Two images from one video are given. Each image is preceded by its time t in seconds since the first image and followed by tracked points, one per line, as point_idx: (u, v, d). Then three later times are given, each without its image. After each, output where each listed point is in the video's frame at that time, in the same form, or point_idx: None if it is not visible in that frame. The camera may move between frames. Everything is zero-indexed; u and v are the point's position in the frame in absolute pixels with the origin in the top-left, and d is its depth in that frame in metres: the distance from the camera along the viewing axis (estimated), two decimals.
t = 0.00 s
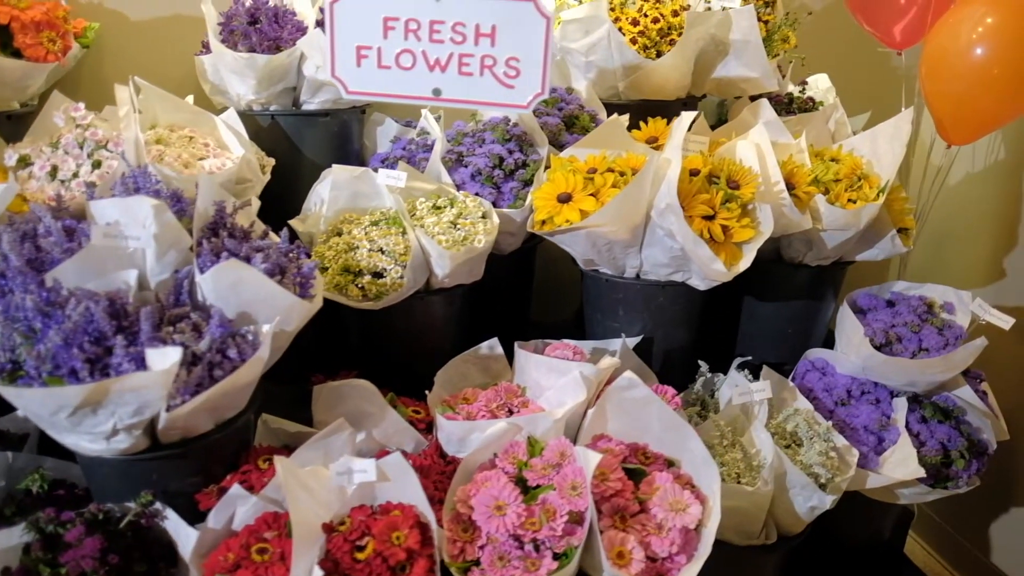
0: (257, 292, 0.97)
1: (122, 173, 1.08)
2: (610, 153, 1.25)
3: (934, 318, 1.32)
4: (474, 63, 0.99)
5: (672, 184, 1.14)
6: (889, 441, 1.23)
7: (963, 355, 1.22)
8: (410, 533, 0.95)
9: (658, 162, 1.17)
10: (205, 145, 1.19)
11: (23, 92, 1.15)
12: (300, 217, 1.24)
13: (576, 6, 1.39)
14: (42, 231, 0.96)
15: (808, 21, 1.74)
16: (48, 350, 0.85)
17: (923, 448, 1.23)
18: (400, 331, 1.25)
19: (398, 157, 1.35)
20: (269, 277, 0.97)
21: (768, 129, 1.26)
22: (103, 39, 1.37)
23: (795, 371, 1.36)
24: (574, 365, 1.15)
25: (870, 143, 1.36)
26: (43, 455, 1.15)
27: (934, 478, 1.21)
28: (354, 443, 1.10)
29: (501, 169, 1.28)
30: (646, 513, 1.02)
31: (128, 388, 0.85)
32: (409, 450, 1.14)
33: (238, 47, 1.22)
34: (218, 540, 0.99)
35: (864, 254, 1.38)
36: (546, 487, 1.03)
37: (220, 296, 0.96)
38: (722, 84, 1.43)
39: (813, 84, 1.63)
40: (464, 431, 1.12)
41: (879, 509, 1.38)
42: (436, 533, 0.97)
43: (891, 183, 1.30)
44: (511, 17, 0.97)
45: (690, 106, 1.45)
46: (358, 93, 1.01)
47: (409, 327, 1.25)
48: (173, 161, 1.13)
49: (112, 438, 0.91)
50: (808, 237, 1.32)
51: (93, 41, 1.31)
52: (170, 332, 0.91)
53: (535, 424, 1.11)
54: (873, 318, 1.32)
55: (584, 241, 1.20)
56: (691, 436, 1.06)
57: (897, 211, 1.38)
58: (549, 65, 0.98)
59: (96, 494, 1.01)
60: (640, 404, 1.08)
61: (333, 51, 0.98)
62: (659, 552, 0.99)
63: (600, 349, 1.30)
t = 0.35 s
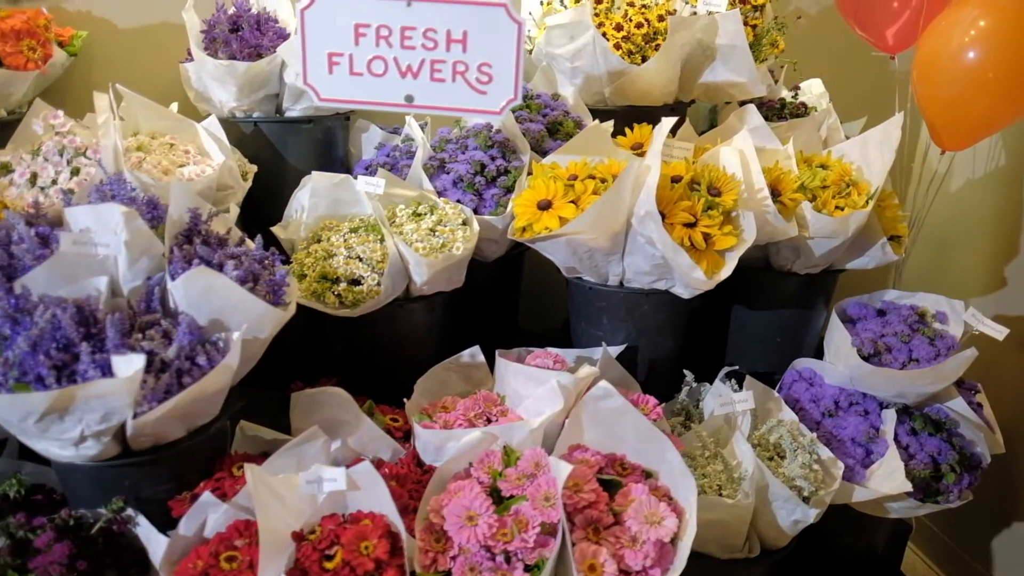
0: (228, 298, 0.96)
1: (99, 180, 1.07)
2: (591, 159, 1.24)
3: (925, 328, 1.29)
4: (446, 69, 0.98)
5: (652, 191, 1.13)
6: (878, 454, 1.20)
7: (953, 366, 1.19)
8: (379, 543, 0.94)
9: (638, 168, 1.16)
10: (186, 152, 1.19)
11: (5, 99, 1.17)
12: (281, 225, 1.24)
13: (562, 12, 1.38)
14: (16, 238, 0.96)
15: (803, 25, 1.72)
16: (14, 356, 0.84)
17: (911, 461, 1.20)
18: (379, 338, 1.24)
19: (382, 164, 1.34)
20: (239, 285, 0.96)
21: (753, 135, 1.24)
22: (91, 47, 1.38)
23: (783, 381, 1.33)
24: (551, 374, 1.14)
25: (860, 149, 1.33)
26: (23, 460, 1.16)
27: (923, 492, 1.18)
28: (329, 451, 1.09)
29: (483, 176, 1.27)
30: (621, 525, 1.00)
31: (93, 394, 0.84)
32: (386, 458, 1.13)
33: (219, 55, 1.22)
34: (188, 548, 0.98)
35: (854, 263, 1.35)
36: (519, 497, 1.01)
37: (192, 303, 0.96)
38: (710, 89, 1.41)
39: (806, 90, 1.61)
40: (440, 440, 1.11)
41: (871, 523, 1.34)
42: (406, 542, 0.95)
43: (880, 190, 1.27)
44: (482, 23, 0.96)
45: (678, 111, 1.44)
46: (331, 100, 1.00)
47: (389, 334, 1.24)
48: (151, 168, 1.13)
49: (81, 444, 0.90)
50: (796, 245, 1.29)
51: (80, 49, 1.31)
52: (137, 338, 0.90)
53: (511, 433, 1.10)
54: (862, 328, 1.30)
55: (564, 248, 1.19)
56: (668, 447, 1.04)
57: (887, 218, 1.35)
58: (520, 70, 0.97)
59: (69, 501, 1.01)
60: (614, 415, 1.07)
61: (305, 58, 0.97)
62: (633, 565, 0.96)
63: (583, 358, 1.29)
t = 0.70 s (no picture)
0: (196, 306, 0.95)
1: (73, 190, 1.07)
2: (570, 166, 1.22)
3: (915, 337, 1.26)
4: (415, 76, 0.96)
5: (628, 198, 1.11)
6: (863, 468, 1.18)
7: (940, 378, 1.16)
8: (343, 555, 0.93)
9: (615, 175, 1.14)
10: (164, 160, 1.19)
11: None
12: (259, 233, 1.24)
13: (546, 19, 1.37)
14: None
15: (799, 30, 1.69)
16: None
17: (898, 475, 1.17)
18: (359, 347, 1.24)
19: (365, 172, 1.34)
20: (207, 294, 0.96)
21: (735, 141, 1.22)
22: (78, 57, 1.39)
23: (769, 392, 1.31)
24: (526, 384, 1.12)
25: (848, 155, 1.31)
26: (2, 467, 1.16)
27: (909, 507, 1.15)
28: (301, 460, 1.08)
29: (463, 184, 1.26)
30: (592, 538, 0.98)
31: (52, 404, 0.84)
32: (360, 468, 1.12)
33: (199, 64, 1.24)
34: (154, 559, 0.98)
35: (843, 271, 1.33)
36: (489, 509, 1.00)
37: (159, 311, 0.95)
38: (697, 95, 1.39)
39: (798, 95, 1.59)
40: (414, 450, 1.10)
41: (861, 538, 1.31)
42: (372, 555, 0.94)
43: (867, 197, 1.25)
44: (451, 29, 0.94)
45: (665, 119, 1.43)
46: (299, 108, 0.99)
47: (368, 343, 1.24)
48: (126, 177, 1.13)
49: (45, 452, 0.89)
50: (781, 253, 1.27)
51: (66, 59, 1.33)
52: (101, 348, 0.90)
53: (484, 443, 1.08)
54: (850, 338, 1.27)
55: (543, 256, 1.18)
56: (641, 459, 1.03)
57: (877, 226, 1.33)
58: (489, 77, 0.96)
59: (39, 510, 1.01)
60: (587, 426, 1.05)
61: (273, 67, 0.96)
62: None
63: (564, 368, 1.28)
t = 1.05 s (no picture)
0: (165, 315, 0.95)
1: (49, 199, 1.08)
2: (550, 173, 1.21)
3: (903, 347, 1.24)
4: (385, 84, 0.96)
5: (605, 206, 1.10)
6: (848, 480, 1.15)
7: (925, 389, 1.14)
8: (311, 566, 0.92)
9: (593, 182, 1.13)
10: (144, 169, 1.19)
11: None
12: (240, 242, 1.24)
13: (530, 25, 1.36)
14: None
15: (794, 34, 1.67)
16: None
17: (884, 488, 1.15)
18: (339, 355, 1.23)
19: (349, 180, 1.33)
20: (176, 303, 0.96)
21: (717, 147, 1.20)
22: (66, 65, 1.40)
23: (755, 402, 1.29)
24: (502, 394, 1.11)
25: (836, 160, 1.28)
26: None
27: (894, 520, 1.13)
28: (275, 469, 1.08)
29: (444, 192, 1.25)
30: (563, 551, 0.97)
31: (15, 414, 0.84)
32: (336, 478, 1.11)
33: (178, 71, 1.24)
34: (124, 568, 0.98)
35: (831, 279, 1.30)
36: (460, 521, 0.99)
37: (128, 321, 0.95)
38: (684, 101, 1.38)
39: (791, 100, 1.56)
40: (389, 460, 1.09)
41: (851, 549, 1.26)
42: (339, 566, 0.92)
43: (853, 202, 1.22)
44: (420, 36, 0.94)
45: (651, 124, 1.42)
46: (270, 117, 0.99)
47: (348, 351, 1.23)
48: (104, 185, 1.13)
49: (10, 462, 0.89)
50: (766, 261, 1.25)
51: (53, 69, 1.33)
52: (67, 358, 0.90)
53: (458, 454, 1.07)
54: (837, 347, 1.25)
55: (522, 264, 1.17)
56: (615, 471, 1.01)
57: (867, 232, 1.31)
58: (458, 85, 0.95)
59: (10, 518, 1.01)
60: (561, 437, 1.04)
61: (243, 75, 0.96)
62: None
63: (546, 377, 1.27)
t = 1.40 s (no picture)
0: (130, 325, 0.96)
1: (23, 209, 1.08)
2: (527, 181, 1.20)
3: (889, 356, 1.21)
4: (350, 93, 0.95)
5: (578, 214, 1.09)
6: (829, 493, 1.13)
7: (907, 400, 1.11)
8: None
9: (566, 190, 1.12)
10: (122, 177, 1.20)
11: None
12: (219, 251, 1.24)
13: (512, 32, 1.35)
14: None
15: (787, 38, 1.65)
16: None
17: (866, 501, 1.12)
18: (318, 363, 1.23)
19: (331, 187, 1.32)
20: (143, 313, 0.97)
21: (697, 154, 1.18)
22: (52, 73, 1.40)
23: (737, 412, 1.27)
24: (476, 404, 1.10)
25: (821, 168, 1.26)
26: None
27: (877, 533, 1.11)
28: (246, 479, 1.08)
29: (423, 200, 1.24)
30: (531, 565, 0.96)
31: None
32: (309, 487, 1.11)
33: (156, 80, 1.26)
34: None
35: (817, 287, 1.28)
36: (427, 533, 0.98)
37: (93, 330, 0.96)
38: (668, 107, 1.36)
39: (783, 105, 1.54)
40: (362, 470, 1.08)
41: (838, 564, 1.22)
42: None
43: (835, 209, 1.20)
44: (384, 46, 0.93)
45: (637, 130, 1.40)
46: (237, 127, 0.98)
47: (327, 358, 1.23)
48: (80, 195, 1.13)
49: None
50: (748, 269, 1.23)
51: (38, 77, 1.34)
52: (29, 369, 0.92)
53: (430, 465, 1.06)
54: (821, 356, 1.22)
55: (498, 273, 1.16)
56: (585, 483, 1.00)
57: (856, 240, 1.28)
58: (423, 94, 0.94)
59: None
60: (529, 449, 1.03)
61: (209, 86, 0.95)
62: None
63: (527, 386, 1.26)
